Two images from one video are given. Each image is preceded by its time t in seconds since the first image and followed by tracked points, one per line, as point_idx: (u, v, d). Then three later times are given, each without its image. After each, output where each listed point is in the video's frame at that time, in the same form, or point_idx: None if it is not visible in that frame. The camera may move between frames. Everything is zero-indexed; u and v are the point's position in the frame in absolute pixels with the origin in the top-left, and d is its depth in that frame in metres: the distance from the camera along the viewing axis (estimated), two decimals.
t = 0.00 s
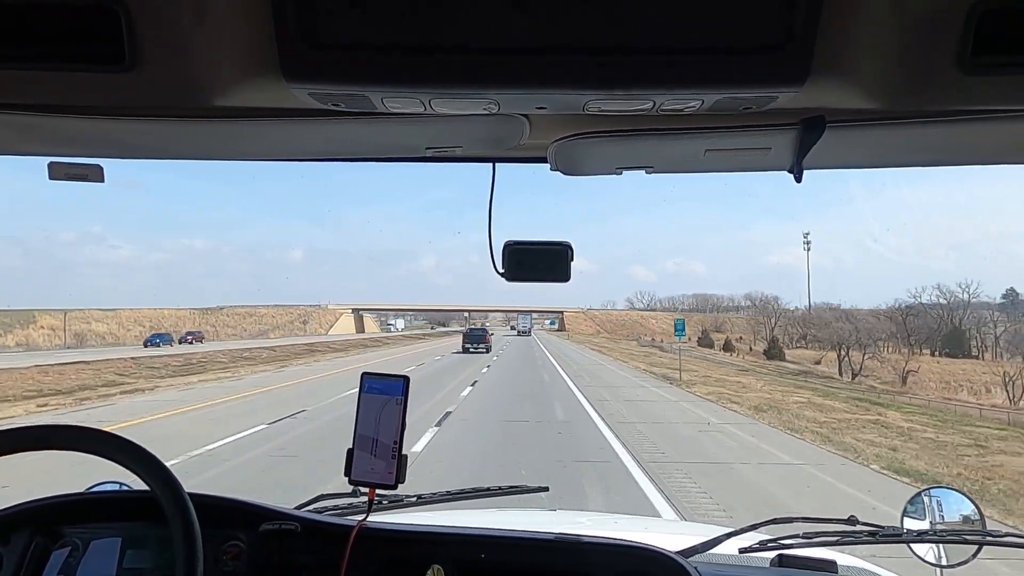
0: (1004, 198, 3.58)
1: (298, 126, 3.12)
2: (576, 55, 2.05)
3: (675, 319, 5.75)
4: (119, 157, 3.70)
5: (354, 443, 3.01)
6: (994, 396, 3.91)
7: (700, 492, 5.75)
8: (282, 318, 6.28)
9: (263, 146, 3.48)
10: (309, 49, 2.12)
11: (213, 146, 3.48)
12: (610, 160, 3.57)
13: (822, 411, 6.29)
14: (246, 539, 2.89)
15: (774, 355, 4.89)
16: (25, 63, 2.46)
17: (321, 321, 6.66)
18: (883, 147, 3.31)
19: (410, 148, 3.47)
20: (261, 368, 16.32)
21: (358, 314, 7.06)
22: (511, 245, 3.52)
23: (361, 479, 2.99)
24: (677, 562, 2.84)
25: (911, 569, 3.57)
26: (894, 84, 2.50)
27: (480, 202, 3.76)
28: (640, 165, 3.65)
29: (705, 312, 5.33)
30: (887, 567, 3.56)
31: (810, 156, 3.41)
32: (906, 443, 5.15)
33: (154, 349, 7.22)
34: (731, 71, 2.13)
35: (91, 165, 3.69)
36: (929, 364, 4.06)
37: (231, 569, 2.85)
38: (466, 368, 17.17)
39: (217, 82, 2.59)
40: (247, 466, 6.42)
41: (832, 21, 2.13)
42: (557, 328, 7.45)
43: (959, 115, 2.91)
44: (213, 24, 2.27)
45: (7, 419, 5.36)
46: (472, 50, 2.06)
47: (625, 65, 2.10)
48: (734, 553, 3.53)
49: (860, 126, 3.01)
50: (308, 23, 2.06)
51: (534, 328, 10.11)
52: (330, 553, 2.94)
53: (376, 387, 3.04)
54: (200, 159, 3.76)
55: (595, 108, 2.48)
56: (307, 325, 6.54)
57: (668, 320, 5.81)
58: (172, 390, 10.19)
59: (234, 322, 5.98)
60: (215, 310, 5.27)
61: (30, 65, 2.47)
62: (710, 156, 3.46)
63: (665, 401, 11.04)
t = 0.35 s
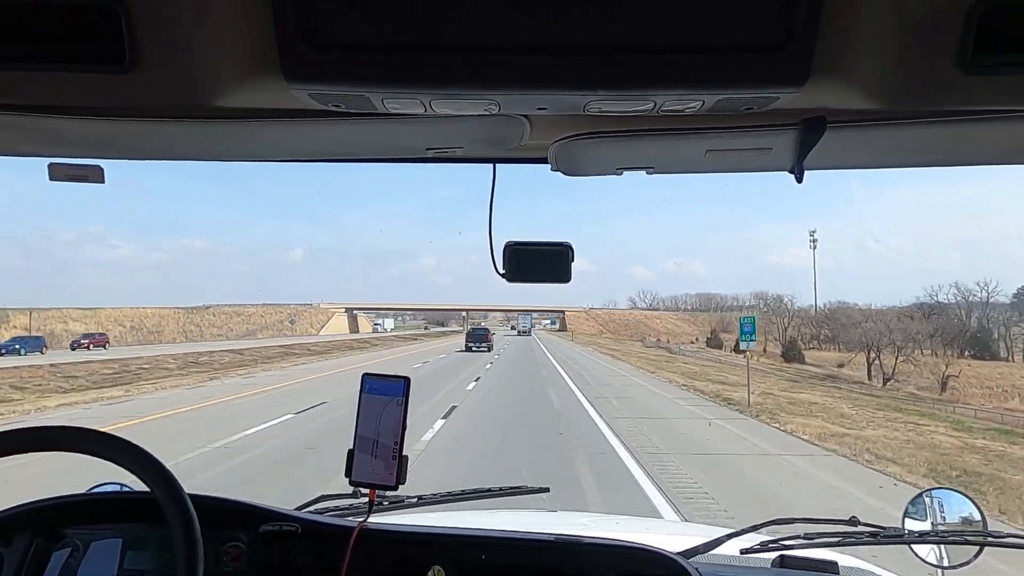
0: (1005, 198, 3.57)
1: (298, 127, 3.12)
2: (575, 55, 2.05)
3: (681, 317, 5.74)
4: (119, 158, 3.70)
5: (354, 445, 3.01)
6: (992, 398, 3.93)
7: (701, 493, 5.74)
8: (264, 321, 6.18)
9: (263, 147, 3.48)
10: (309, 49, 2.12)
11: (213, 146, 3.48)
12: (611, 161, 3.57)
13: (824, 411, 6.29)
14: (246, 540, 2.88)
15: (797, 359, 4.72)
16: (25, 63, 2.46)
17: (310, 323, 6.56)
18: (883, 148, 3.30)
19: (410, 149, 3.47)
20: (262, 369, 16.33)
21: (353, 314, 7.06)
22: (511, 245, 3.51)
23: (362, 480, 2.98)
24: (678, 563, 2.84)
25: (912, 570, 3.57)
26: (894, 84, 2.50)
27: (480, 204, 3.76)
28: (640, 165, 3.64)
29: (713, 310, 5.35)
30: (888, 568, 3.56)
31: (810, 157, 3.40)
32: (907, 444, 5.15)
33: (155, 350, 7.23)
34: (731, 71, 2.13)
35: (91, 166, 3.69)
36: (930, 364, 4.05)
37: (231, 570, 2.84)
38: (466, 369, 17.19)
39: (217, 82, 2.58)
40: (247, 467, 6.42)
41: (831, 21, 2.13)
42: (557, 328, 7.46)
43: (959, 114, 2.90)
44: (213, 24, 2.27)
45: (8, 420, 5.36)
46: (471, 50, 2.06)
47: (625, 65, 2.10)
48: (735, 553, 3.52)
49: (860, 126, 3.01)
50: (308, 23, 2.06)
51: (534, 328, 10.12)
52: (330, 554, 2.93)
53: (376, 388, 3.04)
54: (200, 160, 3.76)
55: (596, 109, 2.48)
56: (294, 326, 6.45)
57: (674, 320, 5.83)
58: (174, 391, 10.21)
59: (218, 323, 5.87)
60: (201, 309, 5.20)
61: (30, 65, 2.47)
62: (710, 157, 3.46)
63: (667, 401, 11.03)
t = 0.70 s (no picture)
0: (1005, 197, 3.58)
1: (299, 126, 3.12)
2: (575, 54, 2.06)
3: (683, 317, 5.75)
4: (120, 156, 3.70)
5: (353, 443, 3.02)
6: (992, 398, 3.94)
7: (701, 492, 5.76)
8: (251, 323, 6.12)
9: (264, 145, 3.49)
10: (309, 49, 2.12)
11: (213, 145, 3.48)
12: (611, 159, 3.57)
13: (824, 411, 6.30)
14: (247, 538, 2.89)
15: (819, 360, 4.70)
16: (25, 61, 2.46)
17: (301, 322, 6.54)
18: (883, 147, 3.31)
19: (410, 148, 3.47)
20: (263, 368, 16.34)
21: (344, 314, 7.11)
22: (511, 244, 3.51)
23: (361, 478, 2.99)
24: (677, 561, 2.85)
25: (911, 568, 3.58)
26: (894, 84, 2.50)
27: (480, 202, 3.77)
28: (640, 164, 3.65)
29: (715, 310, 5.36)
30: (887, 566, 3.57)
31: (810, 156, 3.41)
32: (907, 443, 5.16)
33: (156, 349, 7.24)
34: (730, 71, 2.13)
35: (91, 164, 3.69)
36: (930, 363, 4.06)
37: (230, 568, 2.83)
38: (467, 368, 17.20)
39: (217, 81, 2.59)
40: (248, 465, 6.43)
41: (831, 21, 2.13)
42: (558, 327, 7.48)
43: (959, 113, 2.91)
44: (213, 23, 2.27)
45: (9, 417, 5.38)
46: (471, 49, 2.06)
47: (625, 65, 2.10)
48: (734, 552, 3.53)
49: (861, 125, 3.01)
50: (308, 23, 2.06)
51: (535, 327, 10.13)
52: (330, 552, 2.94)
53: (376, 386, 3.05)
54: (200, 158, 3.76)
55: (596, 108, 2.48)
56: (283, 326, 6.41)
57: (678, 319, 5.84)
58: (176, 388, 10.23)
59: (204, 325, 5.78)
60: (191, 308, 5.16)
61: (30, 63, 2.47)
62: (710, 156, 3.46)
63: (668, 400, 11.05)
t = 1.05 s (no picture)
0: (1005, 198, 3.57)
1: (299, 126, 3.13)
2: (574, 55, 2.06)
3: (686, 316, 5.75)
4: (119, 157, 3.70)
5: (354, 444, 3.01)
6: (992, 399, 3.94)
7: (700, 492, 5.76)
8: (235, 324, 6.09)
9: (265, 146, 3.49)
10: (309, 49, 2.12)
11: (213, 146, 3.48)
12: (611, 160, 3.57)
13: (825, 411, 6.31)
14: (247, 539, 2.89)
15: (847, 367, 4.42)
16: (25, 62, 2.45)
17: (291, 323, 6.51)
18: (882, 147, 3.31)
19: (410, 148, 3.47)
20: (265, 369, 16.36)
21: (335, 314, 7.14)
22: (511, 245, 3.51)
23: (362, 478, 2.99)
24: (678, 562, 2.85)
25: (911, 569, 3.57)
26: (894, 84, 2.50)
27: (480, 203, 3.77)
28: (640, 165, 3.65)
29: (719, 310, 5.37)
30: (887, 567, 3.57)
31: (810, 157, 3.41)
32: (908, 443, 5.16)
33: (157, 349, 7.24)
34: (730, 71, 2.13)
35: (91, 165, 3.69)
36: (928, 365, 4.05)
37: (231, 568, 2.84)
38: (468, 369, 17.20)
39: (217, 81, 2.59)
40: (247, 466, 6.43)
41: (831, 21, 2.14)
42: (560, 328, 7.50)
43: (958, 113, 2.91)
44: (213, 24, 2.27)
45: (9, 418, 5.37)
46: (471, 49, 2.06)
47: (624, 65, 2.10)
48: (734, 553, 3.53)
49: (860, 126, 3.01)
50: (308, 23, 2.06)
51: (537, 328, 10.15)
52: (330, 552, 2.94)
53: (375, 386, 3.05)
54: (200, 159, 3.77)
55: (596, 108, 2.48)
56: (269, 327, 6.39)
57: (684, 319, 5.85)
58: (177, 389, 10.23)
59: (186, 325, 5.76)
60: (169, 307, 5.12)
61: (31, 63, 2.47)
62: (710, 156, 3.46)
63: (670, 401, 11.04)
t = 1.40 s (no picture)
0: (1006, 197, 3.57)
1: (300, 127, 3.12)
2: (575, 55, 2.05)
3: (689, 316, 5.77)
4: (120, 157, 3.70)
5: (354, 444, 3.01)
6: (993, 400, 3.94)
7: (701, 492, 5.76)
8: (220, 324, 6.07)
9: (266, 147, 3.49)
10: (309, 49, 2.12)
11: (215, 146, 3.48)
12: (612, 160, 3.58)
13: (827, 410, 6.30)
14: (248, 539, 2.89)
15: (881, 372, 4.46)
16: (26, 62, 2.46)
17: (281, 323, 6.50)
18: (884, 147, 3.30)
19: (410, 148, 3.47)
20: (267, 369, 16.38)
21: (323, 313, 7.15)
22: (511, 244, 3.51)
23: (362, 479, 2.98)
24: (679, 562, 2.84)
25: (913, 570, 3.57)
26: (894, 84, 2.50)
27: (480, 203, 3.77)
28: (641, 165, 3.64)
29: (721, 309, 5.37)
30: (887, 567, 3.57)
31: (811, 157, 3.40)
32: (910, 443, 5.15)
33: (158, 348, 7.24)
34: (731, 71, 2.13)
35: (92, 166, 3.69)
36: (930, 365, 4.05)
37: (232, 568, 2.84)
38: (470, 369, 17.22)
39: (218, 81, 2.59)
40: (248, 465, 6.43)
41: (832, 22, 2.13)
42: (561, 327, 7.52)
43: (960, 114, 2.91)
44: (213, 23, 2.27)
45: (10, 418, 5.38)
46: (471, 49, 2.06)
47: (625, 65, 2.10)
48: (735, 553, 3.53)
49: (861, 126, 3.01)
50: (308, 23, 2.06)
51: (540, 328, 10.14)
52: (331, 553, 2.94)
53: (377, 387, 3.05)
54: (201, 159, 3.77)
55: (597, 108, 2.48)
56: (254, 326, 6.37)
57: (688, 319, 5.86)
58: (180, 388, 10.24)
59: (165, 323, 5.70)
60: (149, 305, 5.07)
61: (31, 64, 2.47)
62: (710, 156, 3.46)
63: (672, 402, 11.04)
